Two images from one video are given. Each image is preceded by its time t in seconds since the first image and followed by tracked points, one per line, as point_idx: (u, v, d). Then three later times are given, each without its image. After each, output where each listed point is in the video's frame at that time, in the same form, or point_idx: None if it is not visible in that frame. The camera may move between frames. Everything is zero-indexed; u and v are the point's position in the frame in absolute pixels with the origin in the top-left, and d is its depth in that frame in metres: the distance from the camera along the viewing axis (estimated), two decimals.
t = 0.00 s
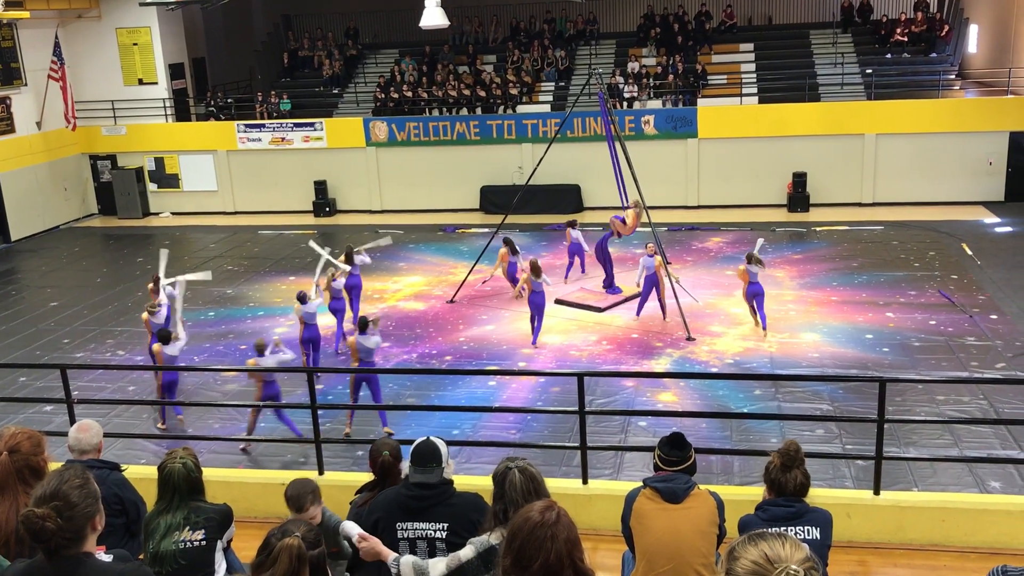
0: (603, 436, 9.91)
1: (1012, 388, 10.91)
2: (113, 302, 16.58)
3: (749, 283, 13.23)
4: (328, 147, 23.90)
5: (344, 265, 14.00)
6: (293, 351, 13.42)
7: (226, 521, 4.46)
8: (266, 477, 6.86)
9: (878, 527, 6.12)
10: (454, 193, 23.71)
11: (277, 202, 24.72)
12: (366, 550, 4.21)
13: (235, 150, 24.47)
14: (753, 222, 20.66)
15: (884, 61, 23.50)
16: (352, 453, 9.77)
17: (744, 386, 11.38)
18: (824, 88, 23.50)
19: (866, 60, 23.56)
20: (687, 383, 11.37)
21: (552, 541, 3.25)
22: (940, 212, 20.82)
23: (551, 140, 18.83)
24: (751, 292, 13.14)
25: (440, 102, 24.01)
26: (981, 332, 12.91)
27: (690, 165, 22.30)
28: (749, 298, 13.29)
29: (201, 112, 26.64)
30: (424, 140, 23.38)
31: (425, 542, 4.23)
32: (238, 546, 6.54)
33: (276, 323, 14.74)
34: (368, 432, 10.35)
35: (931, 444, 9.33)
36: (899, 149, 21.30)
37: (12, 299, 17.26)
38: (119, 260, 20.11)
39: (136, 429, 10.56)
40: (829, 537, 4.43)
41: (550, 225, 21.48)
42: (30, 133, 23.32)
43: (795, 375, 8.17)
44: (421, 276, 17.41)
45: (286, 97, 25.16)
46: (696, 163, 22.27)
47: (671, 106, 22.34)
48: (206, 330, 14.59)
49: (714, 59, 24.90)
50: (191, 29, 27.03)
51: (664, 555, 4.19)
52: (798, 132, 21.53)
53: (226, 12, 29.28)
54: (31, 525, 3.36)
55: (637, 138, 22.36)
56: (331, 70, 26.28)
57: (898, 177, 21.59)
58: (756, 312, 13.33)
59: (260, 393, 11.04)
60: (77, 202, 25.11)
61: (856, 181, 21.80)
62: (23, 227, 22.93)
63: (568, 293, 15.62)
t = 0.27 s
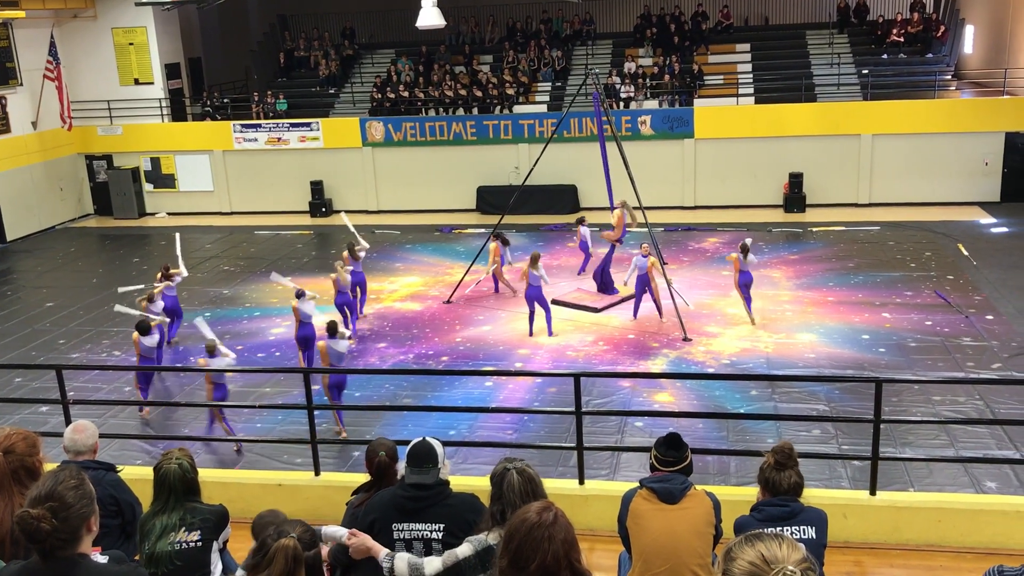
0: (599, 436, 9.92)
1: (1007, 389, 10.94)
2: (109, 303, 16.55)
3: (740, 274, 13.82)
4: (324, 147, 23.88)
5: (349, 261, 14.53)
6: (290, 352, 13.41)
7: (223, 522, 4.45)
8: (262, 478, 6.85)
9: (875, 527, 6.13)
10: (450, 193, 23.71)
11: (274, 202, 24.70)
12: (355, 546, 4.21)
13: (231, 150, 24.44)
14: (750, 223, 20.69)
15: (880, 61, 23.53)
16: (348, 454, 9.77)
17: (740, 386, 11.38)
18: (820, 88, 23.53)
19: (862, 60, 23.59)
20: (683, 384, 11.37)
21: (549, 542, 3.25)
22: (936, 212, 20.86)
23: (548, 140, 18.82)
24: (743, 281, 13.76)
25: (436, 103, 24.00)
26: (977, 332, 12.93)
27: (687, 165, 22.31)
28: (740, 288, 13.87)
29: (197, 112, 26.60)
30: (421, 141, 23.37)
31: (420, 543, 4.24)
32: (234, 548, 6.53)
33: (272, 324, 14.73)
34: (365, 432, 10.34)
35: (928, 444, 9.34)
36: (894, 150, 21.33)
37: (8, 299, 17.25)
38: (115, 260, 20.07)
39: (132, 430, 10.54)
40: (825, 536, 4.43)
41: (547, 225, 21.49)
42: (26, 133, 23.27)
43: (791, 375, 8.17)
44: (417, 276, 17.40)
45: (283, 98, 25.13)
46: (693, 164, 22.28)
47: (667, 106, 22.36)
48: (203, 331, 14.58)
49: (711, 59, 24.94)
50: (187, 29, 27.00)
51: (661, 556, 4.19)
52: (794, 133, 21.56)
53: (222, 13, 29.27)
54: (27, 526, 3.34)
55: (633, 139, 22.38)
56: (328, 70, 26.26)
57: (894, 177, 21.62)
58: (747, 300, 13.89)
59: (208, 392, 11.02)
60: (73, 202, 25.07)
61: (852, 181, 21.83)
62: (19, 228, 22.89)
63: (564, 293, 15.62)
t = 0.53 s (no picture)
0: (596, 437, 9.91)
1: (1003, 390, 10.95)
2: (105, 304, 16.52)
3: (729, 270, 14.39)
4: (321, 148, 23.86)
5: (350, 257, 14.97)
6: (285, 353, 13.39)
7: (219, 523, 4.44)
8: (258, 479, 6.83)
9: (871, 529, 6.13)
10: (447, 194, 23.71)
11: (270, 203, 24.67)
12: (347, 538, 4.22)
13: (227, 151, 24.42)
14: (746, 224, 20.70)
15: (876, 63, 23.55)
16: (344, 455, 9.75)
17: (736, 388, 11.39)
18: (816, 90, 23.57)
19: (859, 62, 23.62)
20: (679, 385, 11.38)
21: (547, 544, 3.24)
22: (933, 214, 20.88)
23: (545, 141, 18.79)
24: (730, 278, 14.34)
25: (433, 103, 23.98)
26: (973, 333, 12.94)
27: (683, 166, 22.32)
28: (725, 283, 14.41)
29: (194, 113, 26.57)
30: (417, 142, 23.35)
31: (416, 545, 4.21)
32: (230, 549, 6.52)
33: (269, 325, 14.71)
34: (361, 434, 10.32)
35: (924, 445, 9.35)
36: (890, 152, 21.36)
37: (3, 300, 17.21)
38: (111, 261, 20.02)
39: (127, 431, 10.52)
40: (822, 537, 4.43)
41: (543, 226, 21.49)
42: (22, 133, 23.23)
43: (787, 376, 8.18)
44: (414, 278, 17.39)
45: (279, 98, 25.09)
46: (689, 165, 22.29)
47: (664, 107, 22.36)
48: (198, 332, 14.55)
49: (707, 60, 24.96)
50: (183, 30, 26.97)
51: (657, 558, 4.18)
52: (790, 134, 21.58)
53: (219, 13, 29.24)
54: (21, 528, 3.34)
55: (630, 140, 22.40)
56: (324, 71, 26.24)
57: (890, 179, 21.66)
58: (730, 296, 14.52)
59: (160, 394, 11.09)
60: (68, 203, 25.02)
61: (849, 183, 21.86)
62: (14, 228, 22.84)
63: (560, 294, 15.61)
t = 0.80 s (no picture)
0: (594, 439, 9.91)
1: (1002, 392, 10.95)
2: (103, 305, 16.51)
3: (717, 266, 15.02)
4: (319, 150, 23.86)
5: (353, 252, 15.31)
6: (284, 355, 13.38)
7: (217, 525, 4.43)
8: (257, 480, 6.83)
9: (869, 531, 6.13)
10: (445, 196, 23.71)
11: (268, 205, 24.66)
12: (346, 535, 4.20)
13: (226, 152, 24.41)
14: (744, 226, 20.72)
15: (875, 66, 23.58)
16: (343, 457, 9.75)
17: (735, 390, 11.39)
18: (815, 92, 23.59)
19: (857, 64, 23.64)
20: (678, 387, 11.38)
21: (546, 547, 3.24)
22: (931, 216, 20.91)
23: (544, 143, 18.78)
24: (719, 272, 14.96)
25: (432, 105, 23.98)
26: (971, 336, 12.96)
27: (682, 169, 22.33)
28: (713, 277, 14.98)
29: (192, 114, 26.56)
30: (416, 143, 23.35)
31: (415, 546, 4.21)
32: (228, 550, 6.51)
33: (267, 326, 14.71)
34: (359, 435, 10.32)
35: (922, 448, 9.36)
36: (889, 154, 21.39)
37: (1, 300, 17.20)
38: (109, 262, 20.01)
39: (125, 432, 10.51)
40: (821, 540, 4.43)
41: (542, 228, 21.50)
42: (20, 134, 23.21)
43: (785, 378, 8.18)
44: (412, 279, 17.38)
45: (278, 100, 25.08)
46: (688, 167, 22.31)
47: (663, 110, 22.37)
48: (196, 333, 14.54)
49: (705, 63, 24.98)
50: (182, 31, 26.96)
51: (656, 560, 4.18)
52: (789, 137, 21.59)
53: (218, 15, 29.24)
54: (20, 528, 3.34)
55: (628, 142, 22.42)
56: (323, 73, 26.24)
57: (889, 181, 21.68)
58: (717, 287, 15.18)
59: (118, 388, 11.05)
60: (66, 204, 25.01)
61: (847, 185, 21.88)
62: (12, 229, 22.82)
63: (559, 296, 15.61)
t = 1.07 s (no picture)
0: (596, 442, 9.92)
1: (1004, 397, 10.94)
2: (106, 307, 16.53)
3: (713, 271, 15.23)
4: (323, 152, 23.90)
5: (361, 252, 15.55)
6: (287, 357, 13.39)
7: (219, 528, 4.44)
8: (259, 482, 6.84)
9: (871, 535, 6.13)
10: (448, 199, 23.73)
11: (272, 207, 24.70)
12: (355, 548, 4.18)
13: (230, 155, 24.46)
14: (747, 230, 20.71)
15: (878, 69, 23.58)
16: (345, 459, 9.76)
17: (737, 393, 11.39)
18: (818, 96, 23.59)
19: (860, 68, 23.64)
20: (680, 390, 11.38)
21: (549, 549, 3.24)
22: (934, 220, 20.89)
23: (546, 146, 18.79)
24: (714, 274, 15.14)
25: (435, 108, 24.00)
26: (974, 340, 12.94)
27: (685, 172, 22.34)
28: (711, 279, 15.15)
29: (196, 117, 26.61)
30: (419, 146, 23.37)
31: (418, 549, 4.21)
32: (230, 552, 6.52)
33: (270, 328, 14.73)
34: (361, 438, 10.33)
35: (925, 452, 9.35)
36: (892, 158, 21.38)
37: (5, 302, 17.24)
38: (113, 264, 20.04)
39: (128, 434, 10.53)
40: (823, 544, 4.42)
41: (544, 231, 21.52)
42: (24, 136, 23.27)
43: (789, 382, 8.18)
44: (415, 282, 17.39)
45: (281, 102, 25.12)
46: (691, 171, 22.32)
47: (666, 113, 22.37)
48: (199, 335, 14.57)
49: (709, 66, 25.00)
50: (186, 33, 27.03)
51: (659, 564, 4.19)
52: (792, 141, 21.59)
53: (222, 18, 29.32)
54: (25, 529, 3.33)
55: (631, 146, 22.43)
56: (327, 75, 26.29)
57: (892, 185, 21.67)
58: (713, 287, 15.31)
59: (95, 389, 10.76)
60: (70, 205, 25.06)
61: (850, 189, 21.87)
62: (16, 231, 22.87)
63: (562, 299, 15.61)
